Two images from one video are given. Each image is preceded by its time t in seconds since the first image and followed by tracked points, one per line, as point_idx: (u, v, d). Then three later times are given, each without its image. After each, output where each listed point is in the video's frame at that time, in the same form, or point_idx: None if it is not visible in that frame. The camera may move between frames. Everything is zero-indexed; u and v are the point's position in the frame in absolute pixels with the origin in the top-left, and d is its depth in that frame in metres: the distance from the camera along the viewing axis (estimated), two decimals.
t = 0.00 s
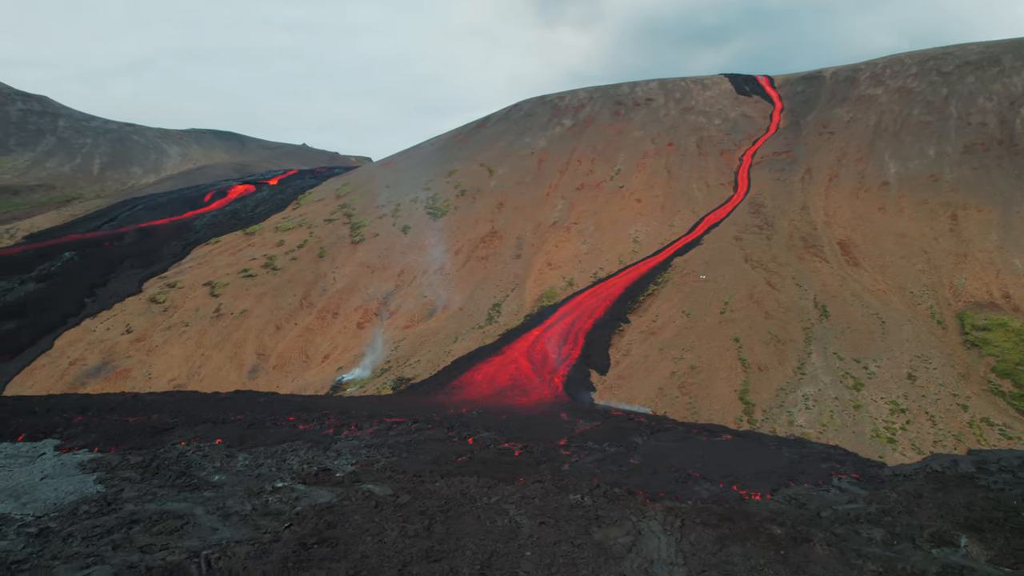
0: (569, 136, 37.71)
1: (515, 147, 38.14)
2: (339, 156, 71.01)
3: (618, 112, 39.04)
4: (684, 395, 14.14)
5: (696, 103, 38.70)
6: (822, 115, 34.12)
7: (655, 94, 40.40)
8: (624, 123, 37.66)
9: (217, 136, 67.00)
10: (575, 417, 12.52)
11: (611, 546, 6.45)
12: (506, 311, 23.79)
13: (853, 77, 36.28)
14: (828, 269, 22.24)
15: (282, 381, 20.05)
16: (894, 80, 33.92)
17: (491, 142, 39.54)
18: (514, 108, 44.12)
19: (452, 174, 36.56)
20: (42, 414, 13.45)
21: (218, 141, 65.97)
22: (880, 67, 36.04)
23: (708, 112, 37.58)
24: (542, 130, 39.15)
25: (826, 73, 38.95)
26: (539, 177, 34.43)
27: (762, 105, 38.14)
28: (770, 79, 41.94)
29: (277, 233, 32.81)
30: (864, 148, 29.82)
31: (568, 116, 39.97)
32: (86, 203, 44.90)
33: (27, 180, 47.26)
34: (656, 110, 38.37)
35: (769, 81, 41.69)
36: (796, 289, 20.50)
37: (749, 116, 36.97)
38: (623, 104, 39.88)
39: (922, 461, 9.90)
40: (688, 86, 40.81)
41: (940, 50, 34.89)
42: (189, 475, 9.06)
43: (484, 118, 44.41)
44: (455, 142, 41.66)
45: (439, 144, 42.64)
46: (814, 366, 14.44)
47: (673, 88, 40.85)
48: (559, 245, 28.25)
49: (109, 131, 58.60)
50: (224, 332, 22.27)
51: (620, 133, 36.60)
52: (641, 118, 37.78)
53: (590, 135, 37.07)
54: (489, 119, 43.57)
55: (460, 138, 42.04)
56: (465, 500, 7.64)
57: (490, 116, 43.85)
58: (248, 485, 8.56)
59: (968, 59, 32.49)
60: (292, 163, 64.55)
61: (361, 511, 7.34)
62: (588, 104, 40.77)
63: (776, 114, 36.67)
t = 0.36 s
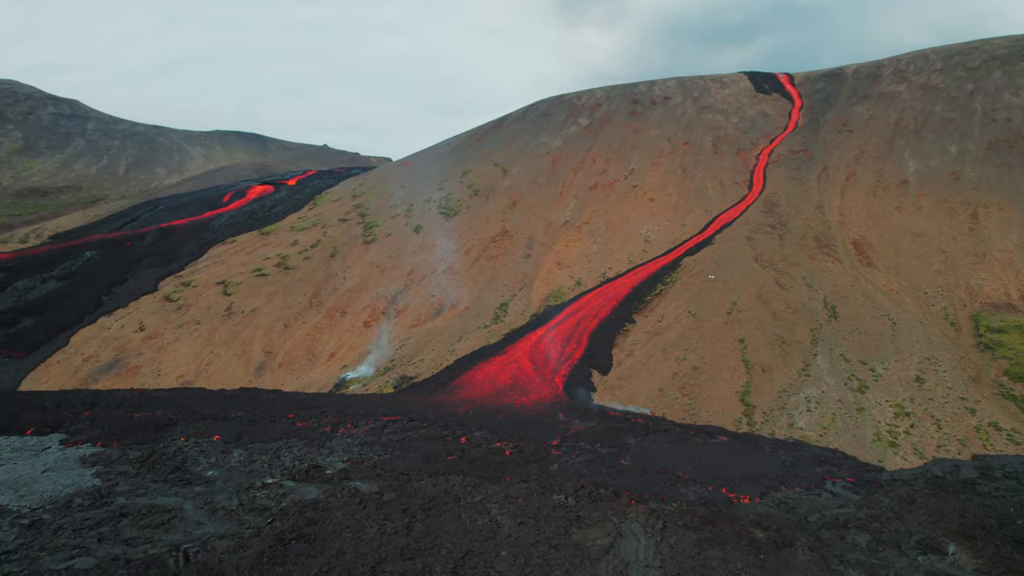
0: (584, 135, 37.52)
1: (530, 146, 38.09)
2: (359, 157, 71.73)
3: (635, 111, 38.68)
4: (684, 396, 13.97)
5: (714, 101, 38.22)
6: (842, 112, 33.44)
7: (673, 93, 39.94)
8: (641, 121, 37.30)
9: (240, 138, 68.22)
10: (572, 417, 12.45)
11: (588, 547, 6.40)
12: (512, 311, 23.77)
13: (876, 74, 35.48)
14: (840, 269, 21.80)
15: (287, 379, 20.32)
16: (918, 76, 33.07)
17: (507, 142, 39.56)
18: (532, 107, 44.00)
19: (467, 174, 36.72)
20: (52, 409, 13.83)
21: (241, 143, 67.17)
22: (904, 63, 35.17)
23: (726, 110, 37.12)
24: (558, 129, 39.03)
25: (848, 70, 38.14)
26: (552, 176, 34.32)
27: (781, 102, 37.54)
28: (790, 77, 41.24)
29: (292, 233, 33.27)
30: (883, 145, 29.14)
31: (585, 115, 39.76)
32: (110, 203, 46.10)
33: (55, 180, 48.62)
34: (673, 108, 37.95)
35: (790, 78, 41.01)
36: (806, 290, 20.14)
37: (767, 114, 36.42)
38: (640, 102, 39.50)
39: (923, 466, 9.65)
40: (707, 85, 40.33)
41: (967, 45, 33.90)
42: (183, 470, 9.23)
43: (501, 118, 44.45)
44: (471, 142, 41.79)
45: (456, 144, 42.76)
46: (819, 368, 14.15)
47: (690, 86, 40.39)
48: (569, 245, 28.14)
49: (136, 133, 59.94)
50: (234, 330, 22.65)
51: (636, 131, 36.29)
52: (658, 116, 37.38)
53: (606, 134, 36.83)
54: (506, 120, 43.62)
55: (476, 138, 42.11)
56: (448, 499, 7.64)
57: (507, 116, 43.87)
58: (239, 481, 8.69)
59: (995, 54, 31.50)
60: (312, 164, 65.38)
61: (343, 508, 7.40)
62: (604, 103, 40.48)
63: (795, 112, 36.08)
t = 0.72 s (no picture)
0: (598, 134, 37.32)
1: (544, 146, 38.02)
2: (377, 157, 72.32)
3: (650, 109, 38.30)
4: (682, 397, 13.80)
5: (730, 100, 37.73)
6: (861, 110, 32.76)
7: (689, 91, 39.47)
8: (656, 120, 36.97)
9: (261, 139, 69.26)
10: (566, 417, 12.37)
11: (563, 548, 6.36)
12: (517, 311, 23.74)
13: (898, 71, 34.67)
14: (850, 270, 21.36)
15: (291, 377, 20.56)
16: (941, 72, 32.22)
17: (521, 141, 39.54)
18: (548, 107, 43.86)
19: (480, 174, 36.83)
20: (59, 404, 14.17)
21: (261, 144, 68.21)
22: (928, 59, 34.30)
23: (742, 108, 36.65)
24: (573, 129, 38.91)
25: (870, 66, 37.31)
26: (565, 176, 34.20)
27: (799, 100, 36.94)
28: (810, 74, 40.52)
29: (305, 232, 33.66)
30: (901, 143, 28.45)
31: (599, 114, 39.55)
32: (132, 204, 47.16)
33: (80, 181, 49.79)
34: (689, 106, 37.53)
35: (809, 76, 40.29)
36: (814, 291, 19.78)
37: (784, 112, 35.85)
38: (656, 101, 39.11)
39: (921, 471, 9.42)
40: (724, 83, 39.84)
41: (994, 39, 32.91)
42: (177, 466, 9.38)
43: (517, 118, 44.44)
44: (486, 142, 41.87)
45: (470, 144, 42.81)
46: (822, 370, 13.88)
47: (707, 84, 39.92)
48: (578, 244, 28.03)
49: (160, 134, 60.97)
50: (241, 329, 22.98)
51: (651, 130, 35.97)
52: (674, 115, 36.97)
53: (620, 133, 36.59)
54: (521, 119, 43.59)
55: (490, 138, 42.13)
56: (429, 497, 7.66)
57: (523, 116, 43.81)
58: (229, 477, 8.81)
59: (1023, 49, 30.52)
60: (330, 164, 66.08)
61: (325, 504, 7.45)
62: (620, 102, 40.15)
63: (812, 110, 35.49)
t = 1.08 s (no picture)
0: (612, 133, 37.11)
1: (557, 145, 37.94)
2: (394, 158, 72.84)
3: (665, 108, 37.92)
4: (679, 398, 13.64)
5: (746, 98, 37.27)
6: (879, 107, 32.11)
7: (705, 90, 39.01)
8: (670, 119, 36.64)
9: (280, 139, 70.17)
10: (558, 417, 12.30)
11: (536, 549, 6.32)
12: (521, 310, 23.68)
13: (919, 67, 33.88)
14: (860, 270, 20.94)
15: (293, 375, 20.79)
16: (963, 67, 31.43)
17: (534, 141, 39.50)
18: (562, 106, 43.75)
19: (492, 173, 36.89)
20: (64, 400, 14.50)
21: (281, 144, 69.12)
22: (950, 54, 33.46)
23: (758, 107, 36.21)
24: (586, 128, 38.76)
25: (890, 63, 36.52)
26: (576, 175, 34.06)
27: (816, 98, 36.36)
28: (829, 71, 39.81)
29: (318, 232, 33.99)
30: (919, 140, 27.80)
31: (614, 113, 39.34)
32: (151, 204, 48.12)
33: (103, 182, 50.87)
34: (703, 105, 37.13)
35: (827, 73, 39.60)
36: (820, 291, 19.43)
37: (801, 111, 35.29)
38: (671, 100, 38.76)
39: (917, 476, 9.19)
40: (740, 81, 39.36)
41: (1020, 34, 31.97)
42: (168, 462, 9.52)
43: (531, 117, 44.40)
44: (500, 142, 41.92)
45: (485, 144, 42.85)
46: (823, 372, 13.61)
47: (723, 82, 39.47)
48: (586, 244, 27.91)
49: (181, 136, 61.95)
50: (247, 327, 23.29)
51: (665, 129, 35.67)
52: (688, 114, 36.59)
53: (634, 132, 36.35)
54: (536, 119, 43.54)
55: (504, 138, 42.14)
56: (410, 496, 7.68)
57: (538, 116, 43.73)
58: (218, 473, 8.92)
59: None
60: (347, 164, 66.69)
61: (306, 502, 7.50)
62: (634, 101, 39.83)
63: (829, 108, 34.91)
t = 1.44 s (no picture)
0: (625, 132, 36.89)
1: (570, 144, 37.83)
2: (411, 159, 73.25)
3: (679, 107, 37.54)
4: (675, 399, 13.51)
5: (762, 96, 36.76)
6: (897, 104, 31.40)
7: (720, 88, 38.55)
8: (684, 117, 36.28)
9: (299, 140, 71.04)
10: (552, 418, 12.24)
11: (509, 550, 6.30)
12: (524, 310, 23.63)
13: (941, 63, 33.06)
14: (869, 270, 20.50)
15: (295, 374, 20.99)
16: (987, 63, 30.58)
17: (548, 140, 39.46)
18: (577, 105, 43.58)
19: (504, 173, 36.96)
20: (71, 396, 14.85)
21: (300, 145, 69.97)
22: (974, 50, 32.60)
23: (773, 105, 35.72)
24: (600, 127, 38.56)
25: (911, 59, 35.68)
26: (588, 175, 33.91)
27: (834, 96, 35.75)
28: (848, 69, 39.06)
29: (330, 232, 34.35)
30: (937, 138, 27.12)
31: (628, 112, 39.10)
32: (170, 204, 49.05)
33: (125, 183, 51.99)
34: (718, 104, 36.72)
35: (847, 70, 38.87)
36: (827, 292, 19.08)
37: (817, 109, 34.74)
38: (686, 98, 38.38)
39: (911, 482, 8.98)
40: (756, 79, 38.83)
41: None
42: (162, 458, 9.69)
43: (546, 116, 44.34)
44: (514, 141, 41.95)
45: (498, 144, 42.87)
46: (824, 375, 13.36)
47: (739, 81, 38.98)
48: (594, 244, 27.78)
49: (202, 137, 63.00)
50: (254, 326, 23.60)
51: (678, 128, 35.33)
52: (702, 113, 36.20)
53: (647, 131, 36.07)
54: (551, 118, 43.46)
55: (518, 138, 42.13)
56: (391, 495, 7.71)
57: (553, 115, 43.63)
58: (207, 470, 9.05)
59: None
60: (364, 164, 67.24)
61: (288, 499, 7.57)
62: (649, 100, 39.51)
63: (847, 106, 34.31)
